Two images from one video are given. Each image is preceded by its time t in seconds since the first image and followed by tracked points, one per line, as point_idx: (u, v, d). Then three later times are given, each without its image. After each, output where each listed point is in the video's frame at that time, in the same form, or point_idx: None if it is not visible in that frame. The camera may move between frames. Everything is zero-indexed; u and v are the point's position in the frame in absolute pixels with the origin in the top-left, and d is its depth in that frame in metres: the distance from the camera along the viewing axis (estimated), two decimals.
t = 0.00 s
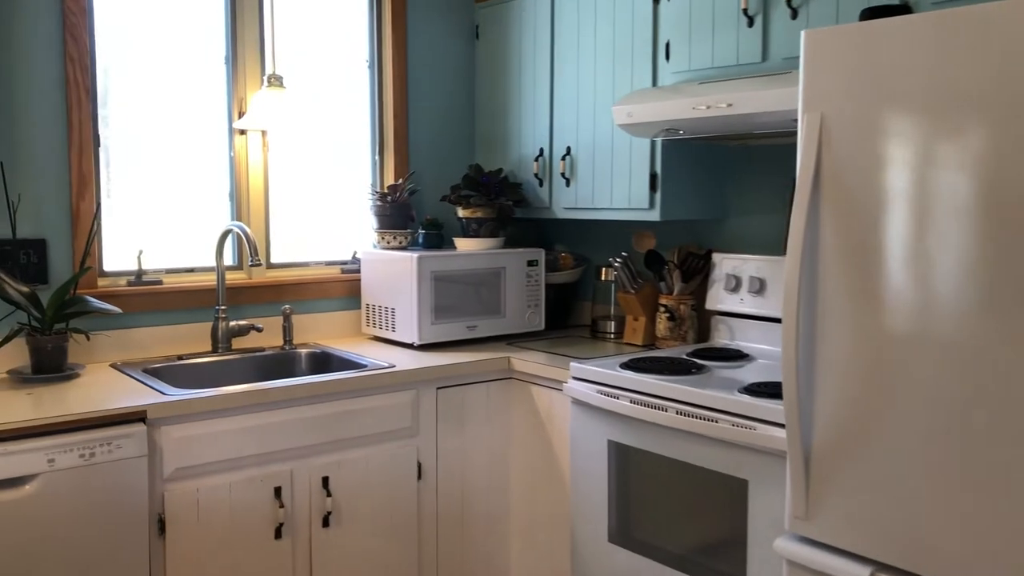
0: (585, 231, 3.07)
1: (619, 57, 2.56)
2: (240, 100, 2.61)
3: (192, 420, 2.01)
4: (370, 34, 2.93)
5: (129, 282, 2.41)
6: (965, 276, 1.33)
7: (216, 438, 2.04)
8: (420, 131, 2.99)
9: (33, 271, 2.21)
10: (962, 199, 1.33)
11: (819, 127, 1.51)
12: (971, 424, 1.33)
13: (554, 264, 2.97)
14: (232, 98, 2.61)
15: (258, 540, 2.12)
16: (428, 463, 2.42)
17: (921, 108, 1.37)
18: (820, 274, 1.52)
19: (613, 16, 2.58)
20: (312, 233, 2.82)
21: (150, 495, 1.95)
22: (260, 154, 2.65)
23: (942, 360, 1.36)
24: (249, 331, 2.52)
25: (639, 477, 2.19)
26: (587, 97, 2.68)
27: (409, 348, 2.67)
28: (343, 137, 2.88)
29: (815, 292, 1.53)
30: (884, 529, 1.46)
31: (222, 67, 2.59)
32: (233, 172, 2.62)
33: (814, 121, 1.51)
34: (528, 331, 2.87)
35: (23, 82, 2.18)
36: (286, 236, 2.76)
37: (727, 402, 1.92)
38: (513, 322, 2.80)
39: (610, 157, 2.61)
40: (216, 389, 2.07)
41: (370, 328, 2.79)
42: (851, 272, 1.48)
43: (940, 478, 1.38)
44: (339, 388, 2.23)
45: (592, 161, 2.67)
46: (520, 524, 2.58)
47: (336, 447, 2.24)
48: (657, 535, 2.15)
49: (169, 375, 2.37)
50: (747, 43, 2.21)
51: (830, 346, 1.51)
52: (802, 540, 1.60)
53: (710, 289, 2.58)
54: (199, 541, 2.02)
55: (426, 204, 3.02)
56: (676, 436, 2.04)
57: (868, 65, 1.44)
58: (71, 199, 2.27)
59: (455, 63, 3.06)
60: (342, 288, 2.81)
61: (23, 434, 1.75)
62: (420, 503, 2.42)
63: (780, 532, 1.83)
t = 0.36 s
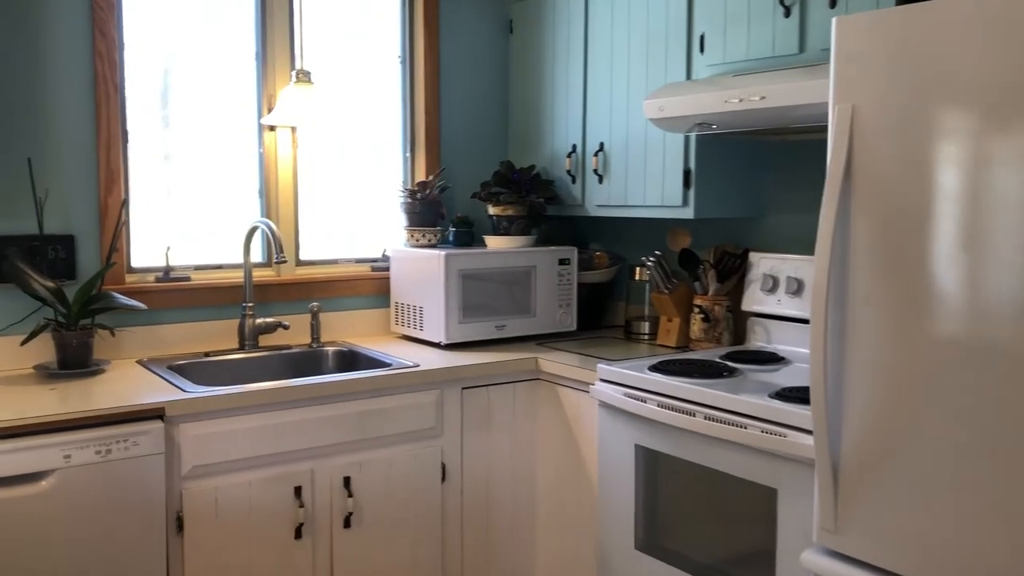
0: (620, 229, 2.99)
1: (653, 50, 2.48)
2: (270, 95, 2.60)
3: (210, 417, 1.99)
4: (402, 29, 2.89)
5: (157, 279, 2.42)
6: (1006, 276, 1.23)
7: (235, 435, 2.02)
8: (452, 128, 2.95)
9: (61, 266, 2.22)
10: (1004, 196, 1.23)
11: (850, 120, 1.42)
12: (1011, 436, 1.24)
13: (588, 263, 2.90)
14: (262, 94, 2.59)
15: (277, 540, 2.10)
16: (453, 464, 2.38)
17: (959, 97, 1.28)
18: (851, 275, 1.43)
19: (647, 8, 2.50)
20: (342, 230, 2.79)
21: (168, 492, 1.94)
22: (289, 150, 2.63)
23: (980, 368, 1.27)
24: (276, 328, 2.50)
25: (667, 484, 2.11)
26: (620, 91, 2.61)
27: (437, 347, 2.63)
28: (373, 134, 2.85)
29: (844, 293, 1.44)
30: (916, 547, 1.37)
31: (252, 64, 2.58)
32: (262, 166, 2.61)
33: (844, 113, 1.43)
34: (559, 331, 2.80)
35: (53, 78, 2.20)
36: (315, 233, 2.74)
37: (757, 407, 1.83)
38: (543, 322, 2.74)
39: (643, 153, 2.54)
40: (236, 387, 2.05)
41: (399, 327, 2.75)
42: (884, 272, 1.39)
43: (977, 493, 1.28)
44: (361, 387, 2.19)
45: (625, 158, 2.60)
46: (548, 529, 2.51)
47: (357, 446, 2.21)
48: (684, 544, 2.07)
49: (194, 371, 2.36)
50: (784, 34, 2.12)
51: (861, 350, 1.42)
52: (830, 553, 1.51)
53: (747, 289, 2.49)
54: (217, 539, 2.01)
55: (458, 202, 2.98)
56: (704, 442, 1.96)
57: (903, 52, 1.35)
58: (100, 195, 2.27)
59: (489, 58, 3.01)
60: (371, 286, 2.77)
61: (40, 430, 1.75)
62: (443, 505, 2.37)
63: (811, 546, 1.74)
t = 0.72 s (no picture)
0: (668, 227, 2.95)
1: (700, 44, 2.44)
2: (317, 93, 2.63)
3: (251, 410, 2.02)
4: (450, 27, 2.90)
5: (206, 273, 2.47)
6: None
7: (276, 429, 2.04)
8: (499, 125, 2.94)
9: (113, 261, 2.28)
10: None
11: (892, 113, 1.37)
12: None
13: (636, 262, 2.87)
14: (311, 93, 2.63)
15: (318, 533, 2.11)
16: (493, 462, 2.37)
17: (1008, 86, 1.22)
18: (893, 272, 1.38)
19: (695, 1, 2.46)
20: (388, 227, 2.81)
21: (210, 483, 1.98)
22: (337, 147, 2.65)
23: None
24: (322, 323, 2.52)
25: (709, 486, 2.07)
26: (668, 87, 2.56)
27: (480, 344, 2.63)
28: (420, 131, 2.86)
29: (884, 287, 1.39)
30: (959, 557, 1.31)
31: (301, 63, 2.62)
32: (309, 163, 2.64)
33: (887, 106, 1.37)
34: (605, 330, 2.77)
35: (108, 77, 2.26)
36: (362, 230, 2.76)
37: (800, 409, 1.79)
38: (588, 321, 2.71)
39: (690, 150, 2.49)
40: (277, 381, 2.08)
41: (444, 324, 2.75)
42: (927, 269, 1.33)
43: None
44: (402, 383, 2.20)
45: (672, 154, 2.56)
46: (590, 530, 2.49)
47: (398, 442, 2.22)
48: (726, 548, 2.02)
49: (241, 365, 2.40)
50: (833, 26, 2.06)
51: (904, 351, 1.36)
52: (869, 560, 1.46)
53: (796, 289, 2.43)
54: (258, 530, 2.03)
55: (504, 199, 2.97)
56: (746, 444, 1.92)
57: (948, 40, 1.29)
58: (151, 191, 2.33)
59: (537, 54, 2.99)
60: (416, 283, 2.78)
61: (87, 419, 1.80)
62: (484, 503, 2.37)
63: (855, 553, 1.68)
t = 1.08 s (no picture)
0: (726, 227, 2.91)
1: (757, 42, 2.40)
2: (375, 94, 2.67)
3: (306, 404, 2.07)
4: (506, 28, 2.91)
5: (266, 271, 2.53)
6: None
7: (330, 423, 2.08)
8: (554, 126, 2.94)
9: (176, 258, 2.36)
10: None
11: (948, 109, 1.33)
12: None
13: (692, 262, 2.83)
14: (368, 94, 2.67)
15: (370, 527, 2.15)
16: (544, 461, 2.37)
17: None
18: (949, 272, 1.34)
19: None
20: (443, 227, 2.84)
21: (265, 476, 2.03)
22: (393, 147, 2.69)
23: None
24: (377, 321, 2.56)
25: (762, 490, 2.04)
26: (724, 85, 2.53)
27: (533, 344, 2.63)
28: (476, 132, 2.89)
29: (940, 284, 1.35)
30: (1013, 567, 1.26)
31: (359, 65, 2.66)
32: (366, 163, 2.69)
33: (943, 102, 1.34)
34: (659, 331, 2.75)
35: (172, 80, 2.34)
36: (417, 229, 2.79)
37: (854, 412, 1.76)
38: (642, 321, 2.70)
39: (746, 149, 2.46)
40: (332, 377, 2.12)
41: (497, 323, 2.77)
42: (983, 269, 1.29)
43: None
44: (454, 380, 2.22)
45: (728, 153, 2.53)
46: (642, 531, 2.47)
47: (449, 439, 2.24)
48: (779, 553, 1.99)
49: (298, 361, 2.45)
50: (893, 22, 2.01)
51: (958, 352, 1.33)
52: (922, 568, 1.42)
53: (854, 291, 2.38)
54: (312, 523, 2.07)
55: (559, 199, 2.97)
56: (800, 447, 1.89)
57: (1005, 33, 1.25)
58: (213, 191, 2.40)
59: (593, 54, 2.99)
60: (471, 282, 2.80)
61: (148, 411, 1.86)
62: (535, 502, 2.37)
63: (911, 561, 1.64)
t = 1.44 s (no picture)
0: (778, 228, 2.87)
1: (811, 39, 2.36)
2: (425, 95, 2.69)
3: (355, 401, 2.09)
4: (556, 29, 2.91)
5: (317, 270, 2.57)
6: None
7: (379, 421, 2.10)
8: (604, 126, 2.93)
9: (231, 256, 2.41)
10: None
11: (1008, 108, 1.29)
12: None
13: (744, 263, 2.80)
14: (419, 95, 2.69)
15: (418, 524, 2.16)
16: (592, 461, 2.36)
17: None
18: (1007, 274, 1.30)
19: None
20: (492, 226, 2.85)
21: (314, 474, 2.05)
22: (443, 147, 2.71)
23: None
24: (426, 320, 2.58)
25: (814, 494, 2.01)
26: (777, 84, 2.49)
27: (581, 344, 2.63)
28: (525, 132, 2.89)
29: (997, 285, 1.31)
30: None
31: (410, 66, 2.69)
32: (416, 163, 2.71)
33: (1001, 100, 1.30)
34: (709, 332, 2.72)
35: (228, 83, 2.39)
36: (466, 229, 2.81)
37: (908, 416, 1.73)
38: (692, 322, 2.67)
39: (799, 148, 2.42)
40: (382, 374, 2.14)
41: (545, 323, 2.76)
42: None
43: None
44: (501, 380, 2.22)
45: (780, 153, 2.49)
46: (691, 534, 2.45)
47: (497, 438, 2.24)
48: (831, 559, 1.95)
49: (348, 358, 2.48)
50: (952, 18, 1.96)
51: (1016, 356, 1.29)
52: None
53: (909, 293, 2.35)
54: (361, 519, 2.10)
55: (608, 198, 2.96)
56: (853, 451, 1.85)
57: None
58: (267, 191, 2.44)
59: (644, 53, 2.97)
60: (519, 282, 2.81)
61: (202, 406, 1.91)
62: (582, 502, 2.36)
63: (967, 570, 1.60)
